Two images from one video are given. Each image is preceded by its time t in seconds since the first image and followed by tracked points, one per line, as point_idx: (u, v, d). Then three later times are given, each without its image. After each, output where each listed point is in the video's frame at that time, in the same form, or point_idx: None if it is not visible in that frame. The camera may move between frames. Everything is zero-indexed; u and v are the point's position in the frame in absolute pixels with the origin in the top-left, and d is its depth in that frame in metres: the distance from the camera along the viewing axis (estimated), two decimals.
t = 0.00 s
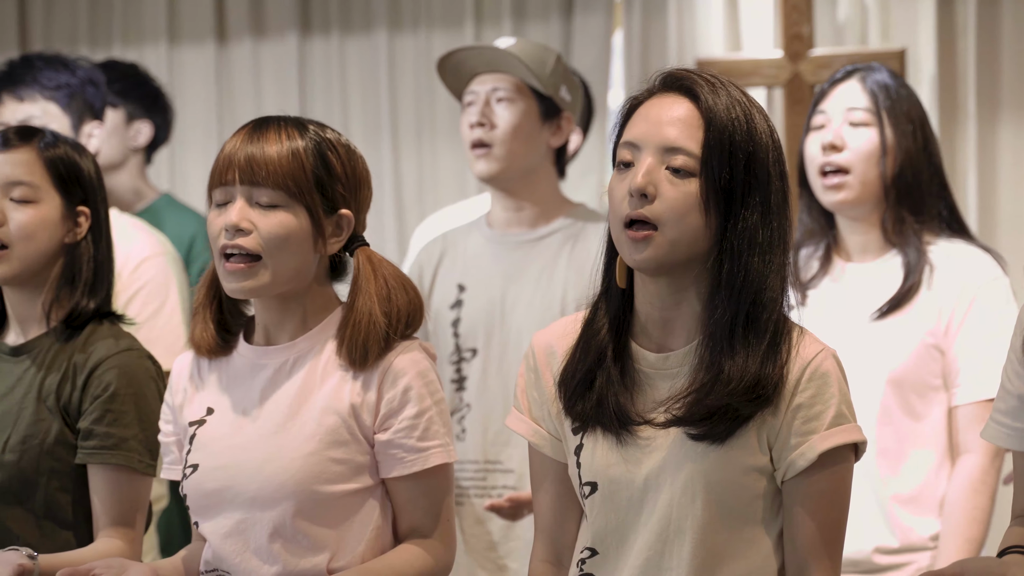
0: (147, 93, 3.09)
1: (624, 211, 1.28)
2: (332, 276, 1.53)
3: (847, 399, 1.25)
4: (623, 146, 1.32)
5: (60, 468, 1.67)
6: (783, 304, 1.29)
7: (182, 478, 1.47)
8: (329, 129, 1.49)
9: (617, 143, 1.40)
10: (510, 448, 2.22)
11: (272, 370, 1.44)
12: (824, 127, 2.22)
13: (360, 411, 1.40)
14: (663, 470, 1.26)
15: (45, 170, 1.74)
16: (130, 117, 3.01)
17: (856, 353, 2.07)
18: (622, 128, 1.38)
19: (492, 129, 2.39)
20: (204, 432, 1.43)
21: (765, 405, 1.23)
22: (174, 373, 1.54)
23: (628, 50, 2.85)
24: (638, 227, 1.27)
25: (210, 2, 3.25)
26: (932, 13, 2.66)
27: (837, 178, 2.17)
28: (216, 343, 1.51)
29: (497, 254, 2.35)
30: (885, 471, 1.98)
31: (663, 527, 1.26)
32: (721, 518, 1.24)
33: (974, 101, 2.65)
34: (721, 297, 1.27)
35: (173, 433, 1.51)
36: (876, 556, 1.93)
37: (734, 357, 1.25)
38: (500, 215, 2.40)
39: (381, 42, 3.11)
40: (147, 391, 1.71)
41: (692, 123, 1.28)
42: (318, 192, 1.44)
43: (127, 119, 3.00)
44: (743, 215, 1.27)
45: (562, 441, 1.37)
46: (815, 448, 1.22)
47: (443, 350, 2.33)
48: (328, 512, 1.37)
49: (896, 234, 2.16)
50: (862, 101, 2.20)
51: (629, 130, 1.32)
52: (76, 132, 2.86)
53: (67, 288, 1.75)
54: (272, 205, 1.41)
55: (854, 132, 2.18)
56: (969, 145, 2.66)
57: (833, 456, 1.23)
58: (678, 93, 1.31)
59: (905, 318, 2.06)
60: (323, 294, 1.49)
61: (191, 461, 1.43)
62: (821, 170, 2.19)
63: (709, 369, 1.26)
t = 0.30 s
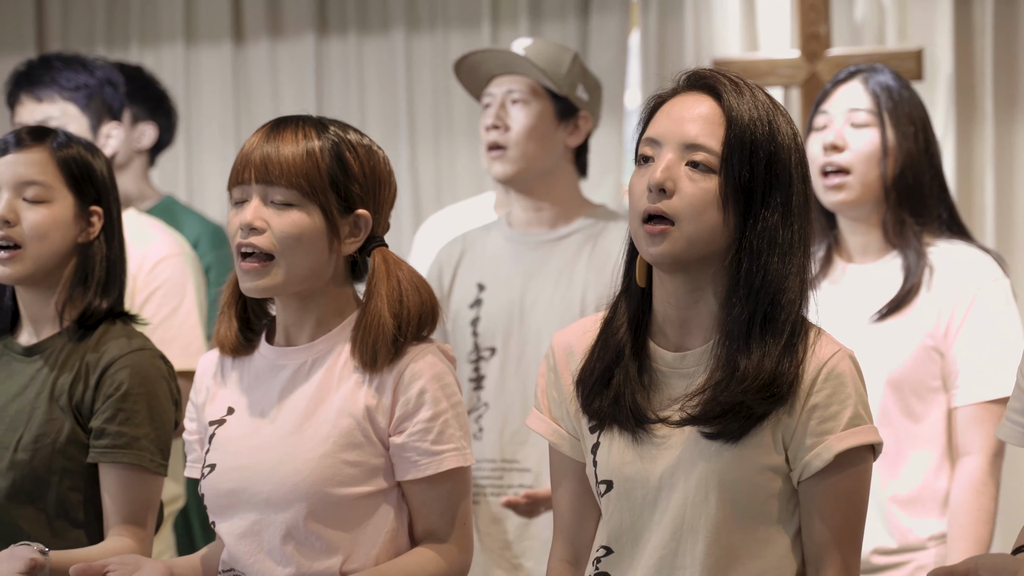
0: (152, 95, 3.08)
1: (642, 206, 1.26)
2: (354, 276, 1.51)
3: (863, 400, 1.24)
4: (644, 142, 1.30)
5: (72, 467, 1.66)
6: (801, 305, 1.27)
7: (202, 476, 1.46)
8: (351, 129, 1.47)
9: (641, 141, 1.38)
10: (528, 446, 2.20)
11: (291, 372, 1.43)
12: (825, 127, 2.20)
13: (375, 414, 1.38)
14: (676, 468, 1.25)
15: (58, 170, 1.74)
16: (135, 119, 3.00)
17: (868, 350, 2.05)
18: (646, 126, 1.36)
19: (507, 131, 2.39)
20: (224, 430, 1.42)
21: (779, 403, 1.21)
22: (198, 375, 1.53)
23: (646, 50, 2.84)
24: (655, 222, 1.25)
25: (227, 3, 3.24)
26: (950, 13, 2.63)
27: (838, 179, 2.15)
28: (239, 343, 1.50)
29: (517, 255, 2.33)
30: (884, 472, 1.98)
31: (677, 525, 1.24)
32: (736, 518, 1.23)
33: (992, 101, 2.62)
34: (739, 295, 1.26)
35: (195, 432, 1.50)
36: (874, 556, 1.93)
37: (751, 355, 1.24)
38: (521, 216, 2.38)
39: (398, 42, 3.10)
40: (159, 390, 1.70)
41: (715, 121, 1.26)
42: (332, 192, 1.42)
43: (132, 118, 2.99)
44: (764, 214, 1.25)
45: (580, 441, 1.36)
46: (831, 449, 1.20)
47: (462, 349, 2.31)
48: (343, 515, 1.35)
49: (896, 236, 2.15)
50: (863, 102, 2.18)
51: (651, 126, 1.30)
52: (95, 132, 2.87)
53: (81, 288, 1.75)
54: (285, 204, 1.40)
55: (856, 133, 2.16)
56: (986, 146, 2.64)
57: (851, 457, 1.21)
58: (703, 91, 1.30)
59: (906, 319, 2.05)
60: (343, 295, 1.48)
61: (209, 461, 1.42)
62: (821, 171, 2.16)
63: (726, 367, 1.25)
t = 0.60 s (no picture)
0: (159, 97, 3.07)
1: (654, 214, 1.26)
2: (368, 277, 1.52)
3: (874, 398, 1.24)
4: (653, 148, 1.30)
5: (77, 466, 1.66)
6: (812, 304, 1.27)
7: (213, 476, 1.46)
8: (366, 129, 1.47)
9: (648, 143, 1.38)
10: (539, 446, 2.20)
11: (305, 371, 1.43)
12: (828, 125, 2.23)
13: (392, 415, 1.39)
14: (687, 467, 1.25)
15: (67, 170, 1.74)
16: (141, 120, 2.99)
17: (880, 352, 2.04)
18: (653, 128, 1.36)
19: (521, 129, 2.39)
20: (237, 430, 1.43)
21: (791, 402, 1.22)
22: (207, 371, 1.53)
23: (654, 50, 2.85)
24: (667, 229, 1.26)
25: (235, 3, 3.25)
26: (959, 13, 2.64)
27: (837, 177, 2.18)
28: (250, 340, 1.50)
29: (528, 254, 2.34)
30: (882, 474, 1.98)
31: (687, 521, 1.25)
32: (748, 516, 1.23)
33: (1000, 101, 2.62)
34: (751, 297, 1.26)
35: (204, 431, 1.50)
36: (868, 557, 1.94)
37: (762, 356, 1.24)
38: (531, 215, 2.39)
39: (406, 41, 3.10)
40: (166, 390, 1.70)
41: (723, 125, 1.26)
42: (352, 193, 1.43)
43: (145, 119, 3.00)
44: (775, 216, 1.26)
45: (590, 441, 1.36)
46: (843, 447, 1.20)
47: (473, 348, 2.32)
48: (359, 516, 1.36)
49: (894, 240, 2.15)
50: (867, 103, 2.21)
51: (659, 131, 1.30)
52: (105, 132, 2.88)
53: (88, 286, 1.75)
54: (305, 205, 1.41)
55: (858, 132, 2.19)
56: (994, 145, 2.64)
57: (862, 454, 1.21)
58: (709, 94, 1.29)
59: (900, 325, 2.05)
60: (358, 294, 1.48)
61: (221, 461, 1.42)
62: (822, 169, 2.19)
63: (737, 368, 1.25)
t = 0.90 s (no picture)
0: (161, 100, 3.09)
1: (655, 216, 1.26)
2: (372, 275, 1.54)
3: (881, 390, 1.25)
4: (649, 150, 1.30)
5: (77, 464, 1.66)
6: (814, 299, 1.27)
7: (214, 474, 1.46)
8: (369, 128, 1.48)
9: (643, 144, 1.38)
10: (543, 445, 2.20)
11: (305, 367, 1.43)
12: (837, 122, 2.20)
13: (397, 411, 1.39)
14: (694, 460, 1.26)
15: (69, 169, 1.75)
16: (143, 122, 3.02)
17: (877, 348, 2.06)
18: (647, 130, 1.36)
19: (530, 133, 2.39)
20: (237, 427, 1.43)
21: (799, 397, 1.22)
22: (204, 371, 1.53)
23: (655, 49, 2.85)
24: (669, 230, 1.26)
25: (236, 3, 3.25)
26: (958, 12, 2.65)
27: (842, 175, 2.17)
28: (249, 338, 1.50)
29: (533, 252, 2.35)
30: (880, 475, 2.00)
31: (696, 513, 1.25)
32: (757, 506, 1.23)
33: (1000, 100, 2.63)
34: (754, 295, 1.26)
35: (203, 428, 1.50)
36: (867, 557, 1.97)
37: (767, 353, 1.24)
38: (538, 215, 2.39)
39: (406, 41, 3.11)
40: (166, 387, 1.70)
41: (719, 125, 1.26)
42: (364, 193, 1.44)
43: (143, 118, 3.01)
44: (775, 214, 1.26)
45: (590, 435, 1.36)
46: (857, 439, 1.20)
47: (477, 346, 2.32)
48: (363, 513, 1.36)
49: (898, 241, 2.16)
50: (878, 103, 2.19)
51: (654, 133, 1.30)
52: (107, 131, 2.89)
53: (90, 284, 1.75)
54: (320, 206, 1.41)
55: (866, 132, 2.17)
56: (994, 144, 2.65)
57: (875, 446, 1.22)
58: (703, 94, 1.29)
59: (901, 328, 2.06)
60: (363, 295, 1.49)
61: (223, 458, 1.42)
62: (827, 166, 2.18)
63: (742, 366, 1.25)
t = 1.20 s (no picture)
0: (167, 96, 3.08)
1: (651, 211, 1.26)
2: (371, 269, 1.52)
3: (879, 380, 1.25)
4: (647, 146, 1.30)
5: (79, 461, 1.67)
6: (813, 292, 1.28)
7: (213, 467, 1.46)
8: (368, 124, 1.48)
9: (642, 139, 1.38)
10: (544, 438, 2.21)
11: (304, 360, 1.44)
12: (859, 114, 2.20)
13: (393, 405, 1.39)
14: (690, 450, 1.26)
15: (59, 167, 1.74)
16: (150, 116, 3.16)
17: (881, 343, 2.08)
18: (646, 125, 1.37)
19: (537, 132, 2.39)
20: (237, 420, 1.43)
21: (796, 390, 1.22)
22: (208, 363, 1.54)
23: (654, 44, 2.85)
24: (665, 223, 1.26)
25: None
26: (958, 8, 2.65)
27: (861, 163, 2.19)
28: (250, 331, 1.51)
29: (536, 246, 2.35)
30: (894, 470, 2.02)
31: (692, 501, 1.25)
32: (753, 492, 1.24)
33: (1000, 96, 2.63)
34: (752, 288, 1.27)
35: (204, 423, 1.51)
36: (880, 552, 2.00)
37: (764, 346, 1.24)
38: (543, 207, 2.39)
39: (406, 37, 3.12)
40: (167, 384, 1.70)
41: (717, 121, 1.26)
42: (357, 190, 1.44)
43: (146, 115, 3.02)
44: (773, 208, 1.26)
45: (583, 422, 1.36)
46: (856, 429, 1.21)
47: (478, 340, 2.32)
48: (359, 506, 1.36)
49: (916, 234, 2.17)
50: (903, 98, 2.19)
51: (653, 129, 1.30)
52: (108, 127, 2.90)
53: (89, 280, 1.76)
54: (312, 205, 1.41)
55: (889, 127, 2.18)
56: (993, 140, 2.65)
57: (872, 436, 1.22)
58: (701, 90, 1.29)
59: (915, 325, 2.07)
60: (362, 290, 1.49)
61: (220, 451, 1.43)
62: (846, 154, 2.20)
63: (739, 358, 1.25)
